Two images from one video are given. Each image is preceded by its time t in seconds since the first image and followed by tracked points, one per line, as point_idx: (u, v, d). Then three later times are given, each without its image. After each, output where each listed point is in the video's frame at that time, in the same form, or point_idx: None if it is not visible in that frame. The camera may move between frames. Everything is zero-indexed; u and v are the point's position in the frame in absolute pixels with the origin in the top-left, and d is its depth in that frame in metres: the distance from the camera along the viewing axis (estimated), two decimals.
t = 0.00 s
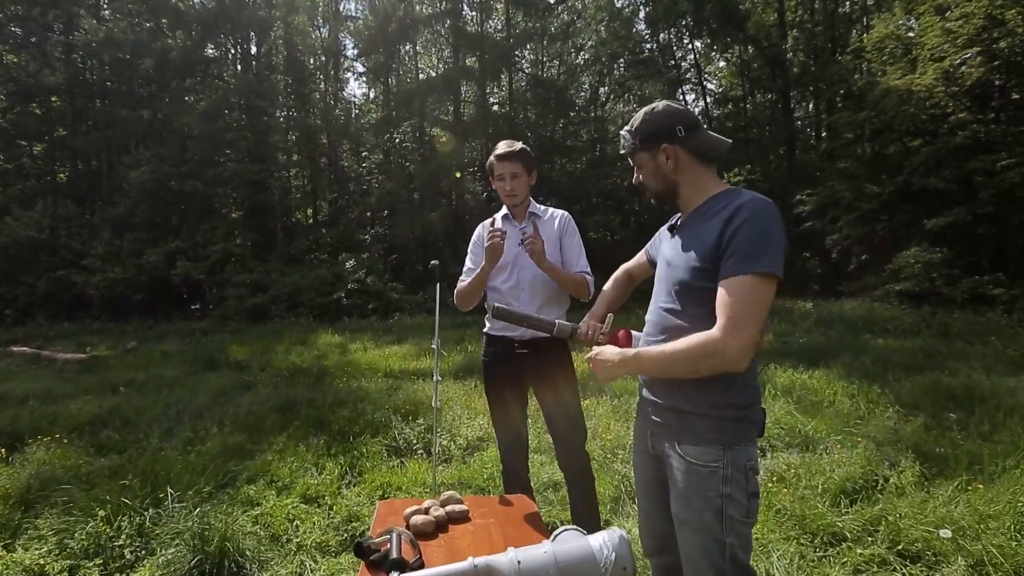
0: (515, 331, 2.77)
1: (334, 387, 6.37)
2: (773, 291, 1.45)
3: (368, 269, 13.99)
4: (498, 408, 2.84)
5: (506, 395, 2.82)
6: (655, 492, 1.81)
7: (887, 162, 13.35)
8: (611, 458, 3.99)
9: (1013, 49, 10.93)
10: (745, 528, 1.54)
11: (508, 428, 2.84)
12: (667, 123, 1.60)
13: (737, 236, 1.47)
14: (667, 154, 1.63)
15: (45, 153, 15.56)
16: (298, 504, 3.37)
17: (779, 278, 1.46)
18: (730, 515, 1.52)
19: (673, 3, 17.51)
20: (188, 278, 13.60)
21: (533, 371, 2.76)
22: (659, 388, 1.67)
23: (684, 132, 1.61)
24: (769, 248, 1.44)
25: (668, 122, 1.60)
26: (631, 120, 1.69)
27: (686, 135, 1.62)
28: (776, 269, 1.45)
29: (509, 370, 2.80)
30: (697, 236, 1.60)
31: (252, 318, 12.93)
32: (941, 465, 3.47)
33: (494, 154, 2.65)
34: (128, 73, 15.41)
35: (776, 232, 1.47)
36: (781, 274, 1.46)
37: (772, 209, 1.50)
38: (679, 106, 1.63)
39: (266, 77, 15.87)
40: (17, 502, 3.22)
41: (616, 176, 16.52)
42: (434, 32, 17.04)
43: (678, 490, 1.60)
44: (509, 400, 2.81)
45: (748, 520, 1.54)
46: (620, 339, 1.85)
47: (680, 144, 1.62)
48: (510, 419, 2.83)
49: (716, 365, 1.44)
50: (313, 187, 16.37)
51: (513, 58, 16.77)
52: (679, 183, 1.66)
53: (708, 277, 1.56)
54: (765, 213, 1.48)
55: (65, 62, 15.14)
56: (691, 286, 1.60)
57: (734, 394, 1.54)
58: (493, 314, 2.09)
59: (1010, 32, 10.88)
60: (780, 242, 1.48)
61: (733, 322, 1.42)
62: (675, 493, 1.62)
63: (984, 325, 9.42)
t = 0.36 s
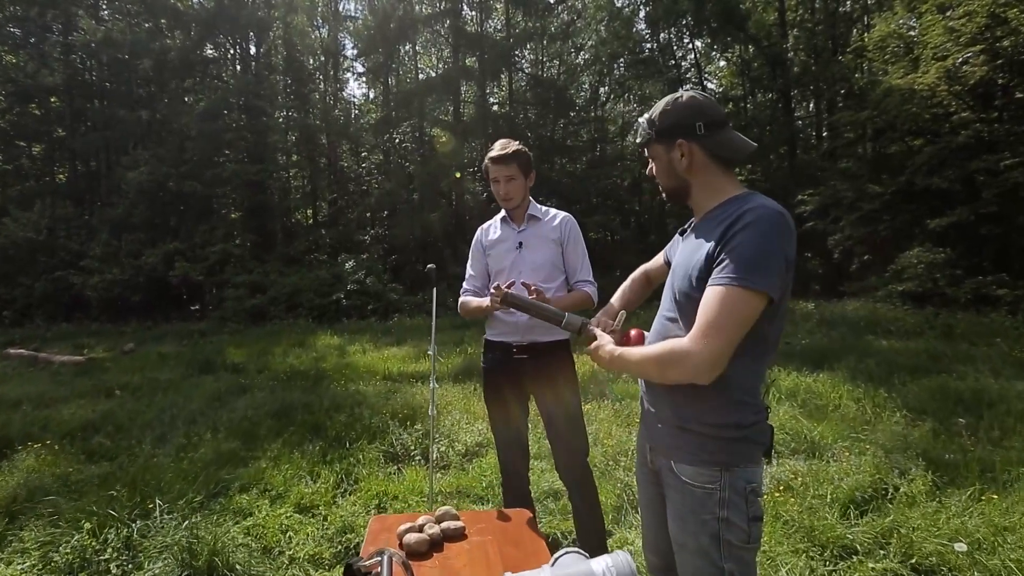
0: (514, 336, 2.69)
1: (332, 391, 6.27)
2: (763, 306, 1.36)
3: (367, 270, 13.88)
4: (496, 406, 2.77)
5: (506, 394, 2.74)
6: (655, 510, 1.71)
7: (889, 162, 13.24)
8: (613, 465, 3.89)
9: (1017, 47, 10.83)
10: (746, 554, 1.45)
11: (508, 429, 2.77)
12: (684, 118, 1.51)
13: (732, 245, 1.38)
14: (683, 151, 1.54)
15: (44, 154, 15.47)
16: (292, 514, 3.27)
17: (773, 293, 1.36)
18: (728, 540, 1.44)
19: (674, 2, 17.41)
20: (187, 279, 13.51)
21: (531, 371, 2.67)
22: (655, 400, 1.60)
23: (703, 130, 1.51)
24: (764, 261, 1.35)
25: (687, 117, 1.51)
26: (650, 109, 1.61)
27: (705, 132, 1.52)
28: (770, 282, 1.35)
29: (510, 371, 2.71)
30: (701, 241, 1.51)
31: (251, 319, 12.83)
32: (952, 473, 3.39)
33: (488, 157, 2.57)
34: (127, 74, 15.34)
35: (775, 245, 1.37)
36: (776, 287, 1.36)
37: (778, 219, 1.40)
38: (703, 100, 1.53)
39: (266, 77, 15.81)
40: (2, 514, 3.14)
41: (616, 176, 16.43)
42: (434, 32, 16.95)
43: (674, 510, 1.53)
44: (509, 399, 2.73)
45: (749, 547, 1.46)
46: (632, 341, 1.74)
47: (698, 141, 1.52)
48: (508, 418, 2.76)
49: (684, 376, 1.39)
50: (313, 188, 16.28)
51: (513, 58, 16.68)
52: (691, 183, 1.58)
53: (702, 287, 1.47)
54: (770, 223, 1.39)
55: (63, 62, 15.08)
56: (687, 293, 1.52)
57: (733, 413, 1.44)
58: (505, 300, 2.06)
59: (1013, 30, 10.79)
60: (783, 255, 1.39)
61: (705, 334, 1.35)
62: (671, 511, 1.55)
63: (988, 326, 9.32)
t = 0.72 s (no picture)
0: (518, 341, 2.60)
1: (327, 394, 6.18)
2: (771, 318, 1.28)
3: (365, 270, 13.76)
4: (495, 407, 2.69)
5: (505, 394, 2.66)
6: (652, 530, 1.62)
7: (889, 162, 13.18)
8: (611, 472, 3.80)
9: (1018, 47, 10.74)
10: None
11: (507, 430, 2.69)
12: (695, 110, 1.42)
13: (741, 252, 1.30)
14: (692, 147, 1.45)
15: (41, 153, 15.35)
16: (281, 523, 3.18)
17: (782, 305, 1.28)
18: (726, 565, 1.36)
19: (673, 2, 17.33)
20: (184, 279, 13.41)
21: (530, 374, 2.59)
22: (652, 415, 1.51)
23: (715, 125, 1.43)
24: (774, 269, 1.27)
25: (697, 111, 1.42)
26: (655, 100, 1.52)
27: (716, 128, 1.43)
28: (780, 293, 1.27)
29: (511, 373, 2.63)
30: (706, 245, 1.42)
31: (248, 319, 12.73)
32: (959, 480, 3.30)
33: (495, 155, 2.50)
34: (125, 73, 15.26)
35: (786, 253, 1.29)
36: (786, 299, 1.28)
37: (789, 225, 1.32)
38: (714, 92, 1.44)
39: (264, 76, 15.73)
40: None
41: (615, 176, 16.33)
42: (433, 31, 16.86)
43: (672, 534, 1.44)
44: (508, 399, 2.65)
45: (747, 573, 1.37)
46: (631, 347, 1.62)
47: (709, 137, 1.44)
48: (509, 420, 2.68)
49: (686, 390, 1.31)
50: (311, 187, 16.07)
51: (513, 57, 16.60)
52: (698, 181, 1.49)
53: (707, 296, 1.39)
54: (781, 229, 1.30)
55: (61, 62, 14.99)
56: (689, 301, 1.44)
57: (736, 431, 1.36)
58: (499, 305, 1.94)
59: (1015, 29, 10.70)
60: (793, 264, 1.30)
61: (710, 348, 1.26)
62: (670, 534, 1.46)
63: (990, 328, 9.24)
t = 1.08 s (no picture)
0: (535, 344, 2.55)
1: (323, 397, 6.06)
2: (770, 323, 1.18)
3: (364, 271, 13.64)
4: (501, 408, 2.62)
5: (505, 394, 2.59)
6: (652, 551, 1.53)
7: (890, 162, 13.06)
8: (609, 477, 3.70)
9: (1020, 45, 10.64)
10: None
11: (510, 432, 2.61)
12: (704, 100, 1.33)
13: (742, 250, 1.21)
14: (700, 139, 1.35)
15: (39, 153, 15.24)
16: (270, 532, 3.09)
17: (783, 309, 1.18)
18: None
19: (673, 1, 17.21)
20: (182, 280, 13.30)
21: (540, 377, 2.54)
22: (647, 424, 1.43)
23: (725, 118, 1.34)
24: (776, 272, 1.17)
25: (707, 101, 1.33)
26: (659, 90, 1.43)
27: (727, 120, 1.35)
28: (781, 297, 1.18)
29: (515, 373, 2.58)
30: (708, 248, 1.33)
31: (246, 320, 12.62)
32: (967, 487, 3.21)
33: (511, 150, 2.48)
34: (122, 73, 15.16)
35: (791, 254, 1.19)
36: (792, 306, 1.20)
37: (798, 226, 1.22)
38: (724, 83, 1.36)
39: (262, 76, 15.62)
40: None
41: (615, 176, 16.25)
42: (432, 31, 16.78)
43: (673, 557, 1.35)
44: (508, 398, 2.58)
45: None
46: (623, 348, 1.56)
47: (718, 130, 1.35)
48: (513, 422, 2.60)
49: (672, 395, 1.22)
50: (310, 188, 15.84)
51: (512, 56, 16.52)
52: (705, 178, 1.40)
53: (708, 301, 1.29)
54: (788, 229, 1.21)
55: (58, 61, 14.89)
56: (688, 306, 1.35)
57: (734, 447, 1.27)
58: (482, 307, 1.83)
59: (1017, 28, 10.59)
60: (801, 269, 1.21)
61: (698, 350, 1.17)
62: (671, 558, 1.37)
63: (993, 328, 9.14)
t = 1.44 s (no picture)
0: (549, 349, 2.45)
1: (319, 399, 5.95)
2: (779, 327, 1.08)
3: (362, 271, 13.52)
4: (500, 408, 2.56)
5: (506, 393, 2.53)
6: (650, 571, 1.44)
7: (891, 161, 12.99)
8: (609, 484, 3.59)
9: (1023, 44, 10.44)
10: None
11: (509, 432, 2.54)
12: (704, 85, 1.26)
13: (744, 247, 1.11)
14: (703, 124, 1.27)
15: (37, 153, 15.10)
16: (255, 542, 3.00)
17: (791, 311, 1.08)
18: None
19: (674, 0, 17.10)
20: (179, 280, 13.19)
21: (543, 378, 2.46)
22: (643, 439, 1.33)
23: (729, 104, 1.27)
24: (782, 271, 1.08)
25: (710, 83, 1.26)
26: (656, 75, 1.35)
27: (730, 104, 1.28)
28: (789, 298, 1.08)
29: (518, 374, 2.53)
30: (707, 245, 1.23)
31: (243, 320, 12.52)
32: (975, 494, 3.12)
33: (512, 151, 2.40)
34: (120, 72, 15.05)
35: (797, 251, 1.09)
36: (798, 307, 1.09)
37: (803, 218, 1.12)
38: (724, 68, 1.29)
39: (260, 75, 15.52)
40: None
41: (615, 176, 16.16)
42: (431, 30, 16.70)
43: None
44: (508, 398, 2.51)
45: None
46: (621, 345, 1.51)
47: (722, 115, 1.27)
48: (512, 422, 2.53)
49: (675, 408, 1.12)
50: (309, 187, 15.81)
51: (511, 56, 16.43)
52: (706, 168, 1.31)
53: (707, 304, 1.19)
54: (793, 221, 1.11)
55: (55, 61, 14.78)
56: (685, 309, 1.25)
57: (741, 464, 1.17)
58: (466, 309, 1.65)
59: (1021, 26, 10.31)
60: (809, 266, 1.11)
61: (701, 358, 1.07)
62: None
63: (996, 329, 9.03)
